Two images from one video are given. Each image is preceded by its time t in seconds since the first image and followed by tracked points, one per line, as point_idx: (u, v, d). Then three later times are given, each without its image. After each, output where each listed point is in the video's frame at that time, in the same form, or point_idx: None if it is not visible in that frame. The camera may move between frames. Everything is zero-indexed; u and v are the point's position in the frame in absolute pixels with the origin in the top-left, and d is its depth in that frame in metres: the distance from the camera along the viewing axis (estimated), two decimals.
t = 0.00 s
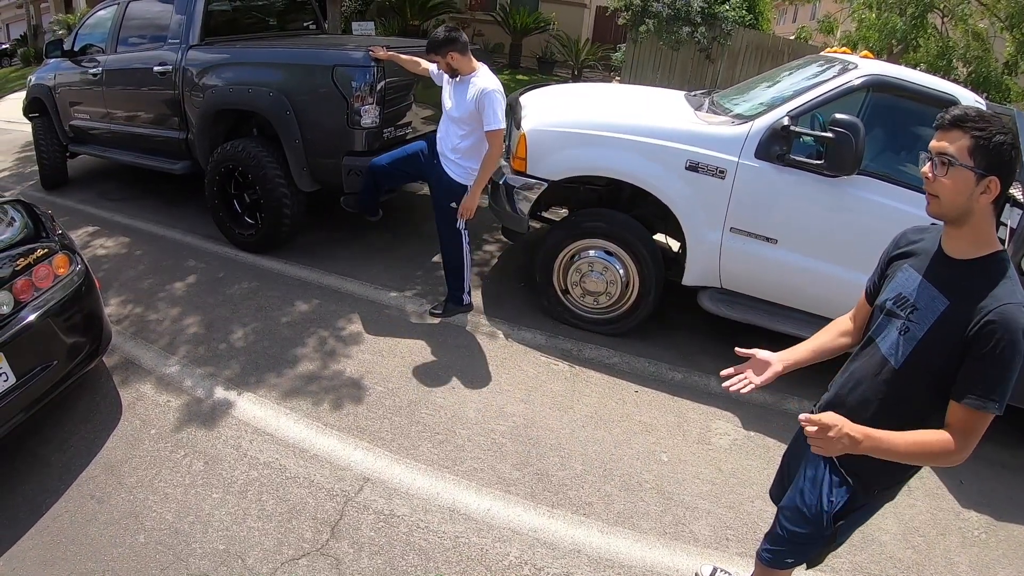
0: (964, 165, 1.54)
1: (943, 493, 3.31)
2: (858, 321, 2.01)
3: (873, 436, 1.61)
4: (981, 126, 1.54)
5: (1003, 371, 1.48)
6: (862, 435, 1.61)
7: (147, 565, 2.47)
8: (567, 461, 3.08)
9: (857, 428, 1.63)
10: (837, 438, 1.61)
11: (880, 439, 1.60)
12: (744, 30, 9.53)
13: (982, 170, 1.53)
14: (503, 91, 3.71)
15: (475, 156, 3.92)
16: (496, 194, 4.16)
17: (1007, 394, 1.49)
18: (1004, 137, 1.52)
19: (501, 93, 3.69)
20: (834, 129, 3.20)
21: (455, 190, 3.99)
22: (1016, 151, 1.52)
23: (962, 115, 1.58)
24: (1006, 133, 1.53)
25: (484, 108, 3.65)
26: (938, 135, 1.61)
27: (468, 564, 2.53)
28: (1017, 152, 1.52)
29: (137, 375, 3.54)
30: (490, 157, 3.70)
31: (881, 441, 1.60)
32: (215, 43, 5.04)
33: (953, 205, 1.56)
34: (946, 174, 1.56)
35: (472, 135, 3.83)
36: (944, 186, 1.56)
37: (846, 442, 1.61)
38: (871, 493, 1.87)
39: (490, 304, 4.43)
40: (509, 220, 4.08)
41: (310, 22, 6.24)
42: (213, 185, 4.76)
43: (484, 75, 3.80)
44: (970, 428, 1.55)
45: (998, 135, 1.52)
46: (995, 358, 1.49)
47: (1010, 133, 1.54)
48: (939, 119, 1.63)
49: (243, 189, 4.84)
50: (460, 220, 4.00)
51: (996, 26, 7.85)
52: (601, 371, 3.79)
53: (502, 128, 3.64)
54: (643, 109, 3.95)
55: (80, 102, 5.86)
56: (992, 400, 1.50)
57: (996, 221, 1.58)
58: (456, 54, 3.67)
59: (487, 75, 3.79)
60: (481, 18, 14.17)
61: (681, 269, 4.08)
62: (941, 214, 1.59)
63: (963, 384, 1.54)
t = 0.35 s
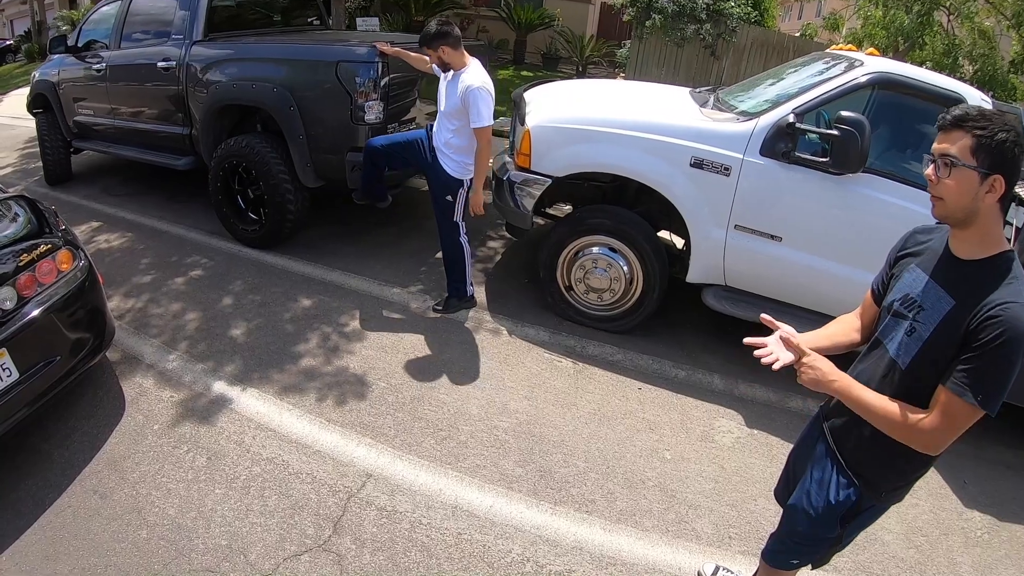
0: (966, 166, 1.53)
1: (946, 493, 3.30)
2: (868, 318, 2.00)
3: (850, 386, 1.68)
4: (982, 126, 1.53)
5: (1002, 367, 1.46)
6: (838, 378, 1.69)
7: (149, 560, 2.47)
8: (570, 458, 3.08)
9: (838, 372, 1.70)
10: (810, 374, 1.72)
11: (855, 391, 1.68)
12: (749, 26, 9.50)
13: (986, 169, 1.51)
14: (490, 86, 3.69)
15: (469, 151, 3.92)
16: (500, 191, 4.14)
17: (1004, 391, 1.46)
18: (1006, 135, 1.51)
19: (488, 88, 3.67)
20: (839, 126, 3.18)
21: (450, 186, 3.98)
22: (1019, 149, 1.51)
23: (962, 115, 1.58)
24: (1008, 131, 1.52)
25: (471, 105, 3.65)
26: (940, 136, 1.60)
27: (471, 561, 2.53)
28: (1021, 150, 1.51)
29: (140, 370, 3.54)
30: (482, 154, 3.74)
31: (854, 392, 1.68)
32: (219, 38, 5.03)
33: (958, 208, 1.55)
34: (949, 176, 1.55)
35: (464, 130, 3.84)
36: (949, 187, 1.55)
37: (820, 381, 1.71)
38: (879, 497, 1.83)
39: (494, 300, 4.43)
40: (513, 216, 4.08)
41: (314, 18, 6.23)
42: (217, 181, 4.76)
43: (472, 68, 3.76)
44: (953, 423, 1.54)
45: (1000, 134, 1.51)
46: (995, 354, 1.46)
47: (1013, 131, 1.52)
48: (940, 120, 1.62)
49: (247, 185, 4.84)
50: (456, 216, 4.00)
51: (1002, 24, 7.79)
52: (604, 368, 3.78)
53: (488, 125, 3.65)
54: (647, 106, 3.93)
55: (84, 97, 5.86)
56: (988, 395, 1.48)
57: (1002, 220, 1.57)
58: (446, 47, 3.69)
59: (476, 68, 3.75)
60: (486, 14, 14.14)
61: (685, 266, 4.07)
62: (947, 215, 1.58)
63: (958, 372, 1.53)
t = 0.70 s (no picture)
0: (965, 162, 1.52)
1: (947, 490, 3.30)
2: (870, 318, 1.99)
3: (853, 402, 1.69)
4: (979, 121, 1.52)
5: (1003, 365, 1.46)
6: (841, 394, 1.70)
7: (150, 556, 2.47)
8: (570, 454, 3.07)
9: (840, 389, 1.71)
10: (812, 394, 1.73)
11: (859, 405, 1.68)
12: (750, 21, 9.47)
13: (984, 165, 1.50)
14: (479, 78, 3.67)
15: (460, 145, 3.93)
16: (501, 186, 4.13)
17: (1005, 390, 1.46)
18: (1003, 130, 1.50)
19: (476, 81, 3.65)
20: (841, 122, 3.17)
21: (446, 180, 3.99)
22: (1018, 143, 1.50)
23: (958, 111, 1.57)
24: (1006, 126, 1.51)
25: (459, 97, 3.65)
26: (937, 132, 1.59)
27: (471, 556, 2.53)
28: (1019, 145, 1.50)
29: (140, 366, 3.54)
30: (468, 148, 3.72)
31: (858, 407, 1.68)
32: (219, 33, 5.02)
33: (957, 203, 1.54)
34: (948, 172, 1.53)
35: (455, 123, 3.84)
36: (948, 184, 1.54)
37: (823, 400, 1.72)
38: (881, 494, 1.82)
39: (494, 296, 4.42)
40: (514, 212, 4.07)
41: (315, 13, 6.21)
42: (217, 176, 4.76)
43: (462, 60, 3.75)
44: (958, 425, 1.53)
45: (997, 129, 1.50)
46: (995, 353, 1.46)
47: (1010, 126, 1.51)
48: (937, 117, 1.61)
49: (248, 180, 4.83)
50: (454, 210, 3.98)
51: (1004, 20, 7.70)
52: (605, 364, 3.77)
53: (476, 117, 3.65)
54: (648, 101, 3.92)
55: (84, 93, 5.84)
56: (990, 393, 1.47)
57: (1001, 216, 1.56)
58: (434, 41, 3.72)
59: (466, 60, 3.74)
60: (486, 9, 14.08)
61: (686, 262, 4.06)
62: (946, 213, 1.57)
63: (960, 371, 1.52)
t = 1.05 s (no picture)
0: (971, 154, 1.51)
1: (947, 487, 3.30)
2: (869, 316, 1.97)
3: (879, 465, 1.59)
4: (987, 116, 1.52)
5: (1009, 369, 1.45)
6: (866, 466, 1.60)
7: (150, 554, 2.46)
8: (571, 450, 3.07)
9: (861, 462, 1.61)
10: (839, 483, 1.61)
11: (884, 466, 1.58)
12: (750, 18, 9.46)
13: (990, 159, 1.50)
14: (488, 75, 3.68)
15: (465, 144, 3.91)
16: (500, 182, 4.13)
17: (1012, 393, 1.46)
18: (1011, 126, 1.50)
19: (485, 79, 3.65)
20: (841, 118, 3.16)
21: (449, 178, 3.98)
22: None
23: (967, 105, 1.56)
24: (1014, 123, 1.51)
25: (468, 94, 3.63)
26: (945, 123, 1.59)
27: (471, 553, 2.53)
28: None
29: (141, 364, 3.54)
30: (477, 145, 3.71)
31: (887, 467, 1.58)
32: (218, 30, 5.01)
33: (962, 196, 1.53)
34: (954, 164, 1.53)
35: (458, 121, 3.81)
36: (953, 175, 1.53)
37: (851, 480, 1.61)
38: (879, 489, 1.83)
39: (493, 292, 4.42)
40: (514, 208, 4.07)
41: (314, 10, 6.20)
42: (216, 173, 4.75)
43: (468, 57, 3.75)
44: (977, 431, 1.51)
45: (1005, 125, 1.50)
46: (1000, 356, 1.46)
47: (1018, 123, 1.51)
48: (945, 110, 1.61)
49: (247, 177, 4.82)
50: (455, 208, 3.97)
51: (1005, 17, 7.71)
52: (605, 361, 3.77)
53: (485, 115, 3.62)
54: (648, 97, 3.92)
55: (83, 91, 5.83)
56: (997, 397, 1.47)
57: (1003, 213, 1.56)
58: (443, 36, 3.68)
59: (472, 58, 3.72)
60: (486, 5, 14.05)
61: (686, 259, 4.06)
62: (949, 206, 1.56)
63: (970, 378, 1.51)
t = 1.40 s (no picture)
0: (973, 154, 1.51)
1: (947, 485, 3.29)
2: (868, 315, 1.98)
3: (858, 411, 1.62)
4: (989, 115, 1.51)
5: (1007, 363, 1.46)
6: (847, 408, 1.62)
7: (150, 554, 2.46)
8: (571, 449, 3.07)
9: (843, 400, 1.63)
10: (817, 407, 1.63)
11: (862, 413, 1.62)
12: (750, 16, 9.45)
13: (991, 159, 1.50)
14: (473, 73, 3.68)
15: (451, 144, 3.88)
16: (500, 181, 4.12)
17: (1010, 387, 1.47)
18: (1013, 125, 1.49)
19: (471, 77, 3.66)
20: (841, 117, 3.16)
21: (438, 180, 3.96)
22: None
23: (967, 104, 1.56)
24: (1015, 122, 1.50)
25: (455, 91, 3.63)
26: (946, 123, 1.58)
27: (471, 552, 2.53)
28: None
29: (140, 364, 3.53)
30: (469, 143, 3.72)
31: (865, 417, 1.61)
32: (217, 30, 5.01)
33: (964, 195, 1.53)
34: (956, 164, 1.53)
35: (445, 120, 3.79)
36: (955, 176, 1.53)
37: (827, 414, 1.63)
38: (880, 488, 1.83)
39: (493, 291, 4.41)
40: (514, 207, 4.07)
41: (312, 9, 6.19)
42: (215, 173, 4.74)
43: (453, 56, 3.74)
44: (965, 421, 1.53)
45: (1006, 125, 1.49)
46: (1000, 349, 1.46)
47: (1020, 123, 1.51)
48: (946, 109, 1.60)
49: (246, 176, 4.81)
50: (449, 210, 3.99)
51: (1004, 16, 7.72)
52: (604, 359, 3.77)
53: (472, 112, 3.63)
54: (648, 96, 3.91)
55: (82, 90, 5.82)
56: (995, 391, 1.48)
57: (1005, 212, 1.56)
58: (428, 34, 3.66)
59: (457, 57, 3.72)
60: (486, 4, 14.04)
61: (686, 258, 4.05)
62: (951, 205, 1.56)
63: (964, 370, 1.52)
